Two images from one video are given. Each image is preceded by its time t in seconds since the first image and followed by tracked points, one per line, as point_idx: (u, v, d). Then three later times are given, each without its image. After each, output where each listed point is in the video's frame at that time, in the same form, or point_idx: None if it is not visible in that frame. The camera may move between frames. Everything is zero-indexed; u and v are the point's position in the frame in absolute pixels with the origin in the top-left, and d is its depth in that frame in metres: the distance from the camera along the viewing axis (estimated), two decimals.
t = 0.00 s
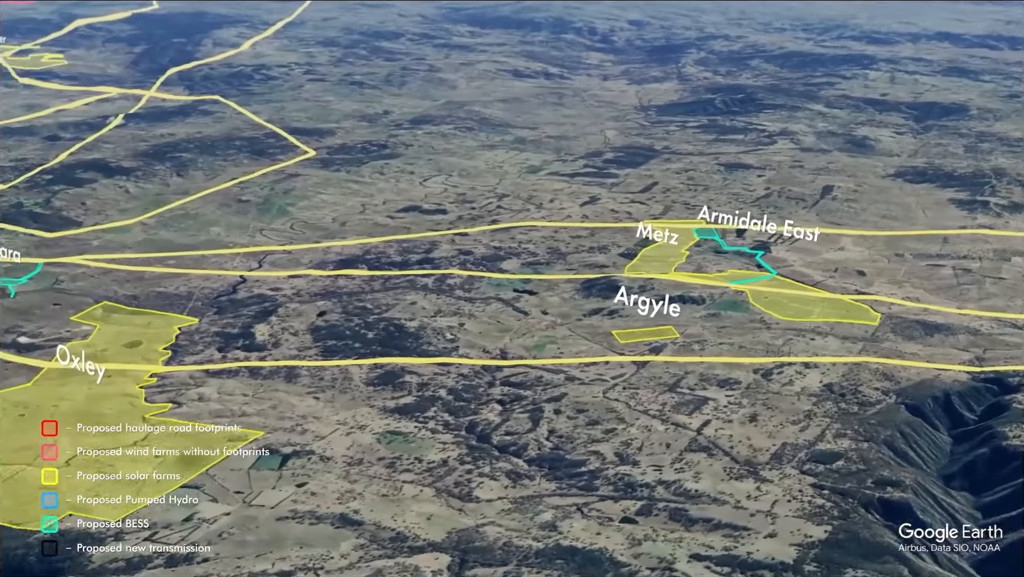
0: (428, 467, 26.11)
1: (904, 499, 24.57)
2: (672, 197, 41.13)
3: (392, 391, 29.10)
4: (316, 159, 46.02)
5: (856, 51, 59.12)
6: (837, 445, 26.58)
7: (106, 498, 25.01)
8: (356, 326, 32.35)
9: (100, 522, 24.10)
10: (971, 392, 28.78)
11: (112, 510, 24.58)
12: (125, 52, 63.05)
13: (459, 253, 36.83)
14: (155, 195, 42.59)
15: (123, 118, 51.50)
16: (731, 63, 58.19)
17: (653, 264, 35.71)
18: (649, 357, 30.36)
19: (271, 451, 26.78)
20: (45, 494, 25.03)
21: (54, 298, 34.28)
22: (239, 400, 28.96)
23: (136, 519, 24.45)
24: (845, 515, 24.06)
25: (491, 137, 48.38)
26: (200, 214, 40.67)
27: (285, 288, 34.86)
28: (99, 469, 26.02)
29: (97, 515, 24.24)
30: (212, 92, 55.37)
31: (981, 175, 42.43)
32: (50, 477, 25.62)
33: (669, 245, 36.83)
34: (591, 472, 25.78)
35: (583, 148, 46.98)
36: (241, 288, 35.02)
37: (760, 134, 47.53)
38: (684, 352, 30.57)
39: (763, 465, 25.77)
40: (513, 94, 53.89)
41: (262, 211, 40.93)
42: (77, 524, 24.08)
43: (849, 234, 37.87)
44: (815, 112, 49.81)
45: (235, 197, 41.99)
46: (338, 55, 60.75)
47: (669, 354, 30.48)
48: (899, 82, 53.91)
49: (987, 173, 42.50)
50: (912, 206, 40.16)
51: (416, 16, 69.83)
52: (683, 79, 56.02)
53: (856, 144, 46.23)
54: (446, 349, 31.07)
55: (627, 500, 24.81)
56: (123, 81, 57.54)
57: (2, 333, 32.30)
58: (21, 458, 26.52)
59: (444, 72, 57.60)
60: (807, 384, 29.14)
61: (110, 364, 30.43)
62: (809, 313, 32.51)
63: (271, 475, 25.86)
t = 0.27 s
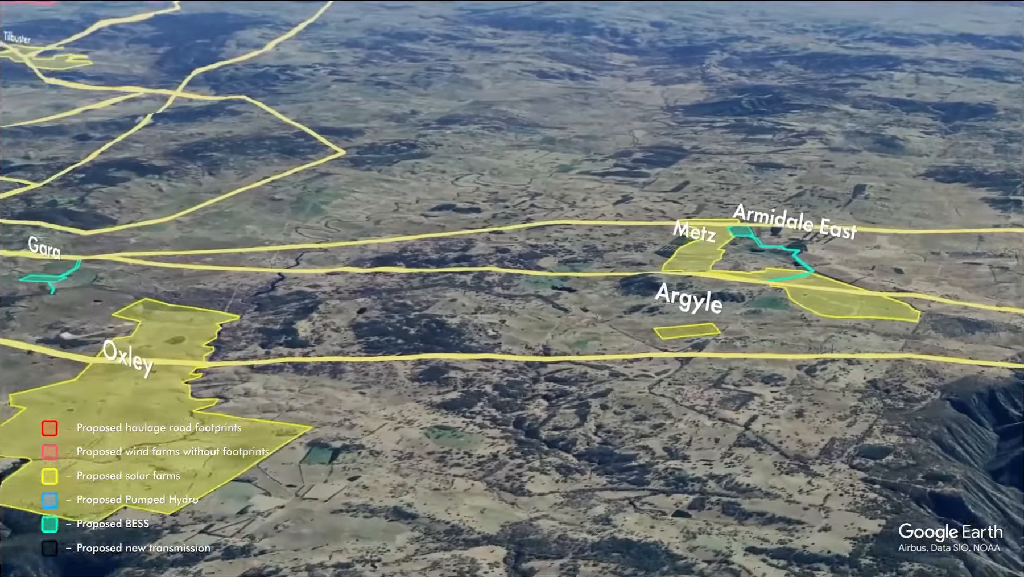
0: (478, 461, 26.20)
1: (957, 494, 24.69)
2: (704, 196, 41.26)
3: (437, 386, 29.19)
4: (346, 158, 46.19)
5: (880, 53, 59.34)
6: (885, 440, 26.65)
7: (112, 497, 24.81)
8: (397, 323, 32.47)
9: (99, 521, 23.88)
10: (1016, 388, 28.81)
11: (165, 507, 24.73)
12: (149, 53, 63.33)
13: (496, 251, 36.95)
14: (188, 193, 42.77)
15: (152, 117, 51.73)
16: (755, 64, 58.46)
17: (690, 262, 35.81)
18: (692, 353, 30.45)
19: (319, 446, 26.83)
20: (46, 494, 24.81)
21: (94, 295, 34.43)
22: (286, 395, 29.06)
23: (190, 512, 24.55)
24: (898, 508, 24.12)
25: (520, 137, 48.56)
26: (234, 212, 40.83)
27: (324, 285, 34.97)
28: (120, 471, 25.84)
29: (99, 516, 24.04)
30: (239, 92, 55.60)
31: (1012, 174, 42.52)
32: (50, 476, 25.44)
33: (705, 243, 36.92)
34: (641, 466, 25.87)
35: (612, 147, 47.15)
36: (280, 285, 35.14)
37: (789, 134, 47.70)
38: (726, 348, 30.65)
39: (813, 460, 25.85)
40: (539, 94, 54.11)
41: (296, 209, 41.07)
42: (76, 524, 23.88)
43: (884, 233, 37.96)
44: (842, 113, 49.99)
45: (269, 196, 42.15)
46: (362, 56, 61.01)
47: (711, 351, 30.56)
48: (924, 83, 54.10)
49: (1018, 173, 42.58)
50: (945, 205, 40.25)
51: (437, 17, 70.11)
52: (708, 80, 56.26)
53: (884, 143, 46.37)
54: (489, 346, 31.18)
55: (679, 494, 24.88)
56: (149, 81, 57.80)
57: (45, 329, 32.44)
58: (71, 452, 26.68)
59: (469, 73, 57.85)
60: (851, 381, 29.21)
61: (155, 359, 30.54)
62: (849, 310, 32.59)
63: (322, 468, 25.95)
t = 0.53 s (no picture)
0: (528, 457, 26.27)
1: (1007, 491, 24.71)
2: (736, 196, 41.36)
3: (482, 383, 29.27)
4: (376, 158, 46.34)
5: (903, 54, 59.49)
6: (933, 437, 26.67)
7: (146, 496, 24.96)
8: (438, 320, 32.56)
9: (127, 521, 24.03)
10: None
11: (218, 499, 24.88)
12: (173, 54, 63.56)
13: (532, 249, 37.07)
14: (221, 192, 42.91)
15: (180, 118, 51.97)
16: (779, 66, 58.65)
17: (727, 261, 35.89)
18: (735, 350, 30.52)
19: (368, 441, 26.90)
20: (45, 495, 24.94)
21: (134, 293, 34.53)
22: (331, 391, 29.15)
23: (244, 506, 24.62)
24: (950, 504, 24.15)
25: (548, 137, 48.73)
26: (267, 211, 40.98)
27: (363, 283, 35.07)
28: (163, 467, 25.98)
29: (154, 512, 24.41)
30: (265, 93, 55.83)
31: None
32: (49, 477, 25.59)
33: (740, 242, 37.00)
34: (691, 462, 25.92)
35: (641, 148, 47.30)
36: (319, 283, 35.24)
37: (816, 135, 47.85)
38: (769, 346, 30.70)
39: (863, 456, 25.92)
40: (565, 95, 54.31)
41: (329, 208, 41.21)
42: (105, 523, 24.02)
43: (918, 232, 38.01)
44: (869, 114, 50.11)
45: (301, 195, 42.29)
46: (386, 57, 61.24)
47: (754, 348, 30.63)
48: (949, 84, 54.21)
49: None
50: (978, 205, 40.28)
51: (458, 19, 70.34)
52: (732, 82, 56.45)
53: (913, 144, 46.46)
54: (531, 343, 31.26)
55: (731, 489, 24.94)
56: (175, 82, 58.01)
57: (87, 326, 32.57)
58: (121, 446, 26.84)
59: (494, 74, 58.06)
60: (896, 378, 29.24)
61: (199, 355, 30.63)
62: (888, 309, 32.64)
63: (373, 463, 26.03)
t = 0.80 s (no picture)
0: (577, 454, 26.34)
1: None
2: (769, 196, 41.45)
3: (527, 381, 29.34)
4: (406, 159, 46.49)
5: (926, 57, 59.63)
6: (981, 435, 26.66)
7: (198, 491, 25.12)
8: (479, 319, 32.64)
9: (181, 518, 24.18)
10: None
11: (271, 494, 24.94)
12: (196, 56, 63.87)
13: (568, 249, 37.17)
14: (253, 192, 43.06)
15: (207, 119, 52.17)
16: (802, 68, 58.82)
17: (763, 261, 35.96)
18: (777, 349, 30.57)
19: (417, 437, 26.96)
20: (46, 495, 25.04)
21: (173, 291, 34.63)
22: (377, 389, 29.22)
23: (298, 502, 24.69)
24: (1003, 500, 24.11)
25: (576, 138, 48.87)
26: (301, 211, 41.10)
27: (401, 283, 35.16)
28: (213, 463, 26.08)
29: (206, 506, 24.62)
30: (291, 94, 56.04)
31: None
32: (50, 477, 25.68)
33: (776, 243, 37.07)
34: (741, 459, 25.96)
35: (669, 149, 47.45)
36: (357, 283, 35.33)
37: (844, 136, 47.98)
38: (811, 345, 30.75)
39: (913, 454, 25.94)
40: (590, 97, 54.48)
41: (362, 208, 41.33)
42: (160, 519, 24.15)
43: (952, 232, 38.03)
44: (896, 115, 50.23)
45: (334, 195, 42.41)
46: (409, 59, 61.46)
47: (796, 347, 30.68)
48: (974, 86, 54.32)
49: None
50: (1010, 205, 40.28)
51: (479, 22, 70.58)
52: (756, 83, 56.63)
53: (942, 145, 46.54)
54: (573, 341, 31.32)
55: (782, 486, 24.99)
56: (200, 84, 58.26)
57: (129, 324, 32.69)
58: (171, 443, 26.91)
59: (518, 76, 58.25)
60: (940, 376, 29.25)
61: (243, 353, 30.73)
62: (928, 308, 32.68)
63: (423, 460, 26.08)
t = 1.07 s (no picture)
0: (627, 452, 26.39)
1: None
2: (800, 197, 41.53)
3: (572, 380, 29.40)
4: (435, 160, 46.60)
5: (948, 59, 59.78)
6: None
7: (250, 487, 25.14)
8: (519, 318, 32.69)
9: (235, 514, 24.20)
10: None
11: (324, 491, 24.97)
12: (218, 59, 64.08)
13: (603, 249, 37.24)
14: (285, 193, 43.17)
15: (234, 120, 52.34)
16: (825, 70, 58.99)
17: (799, 261, 36.03)
18: (819, 348, 30.62)
19: (465, 436, 27.01)
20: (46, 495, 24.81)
21: (212, 291, 34.70)
22: (422, 387, 29.27)
23: (351, 499, 24.73)
24: None
25: (604, 140, 49.01)
26: (334, 212, 41.20)
27: (439, 283, 35.23)
28: (264, 461, 26.14)
29: (260, 503, 24.62)
30: (316, 96, 56.22)
31: None
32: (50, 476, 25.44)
33: (811, 243, 37.13)
34: (791, 457, 26.02)
35: (697, 151, 47.58)
36: (394, 282, 35.41)
37: (872, 138, 48.10)
38: (853, 344, 30.78)
39: (962, 452, 25.96)
40: (615, 99, 54.66)
41: (395, 209, 41.44)
42: (214, 516, 24.20)
43: (987, 233, 38.04)
44: (922, 117, 50.35)
45: (366, 196, 42.52)
46: (431, 62, 61.67)
47: (838, 346, 30.72)
48: (998, 88, 54.43)
49: None
50: None
51: (498, 24, 70.80)
52: (780, 86, 56.81)
53: (970, 147, 46.62)
54: (615, 340, 31.37)
55: (834, 484, 25.04)
56: (224, 86, 58.43)
57: (170, 323, 32.77)
58: (219, 440, 26.95)
59: (541, 78, 58.45)
60: (984, 375, 29.23)
61: (286, 352, 30.79)
62: (967, 308, 32.71)
63: (473, 458, 26.13)
